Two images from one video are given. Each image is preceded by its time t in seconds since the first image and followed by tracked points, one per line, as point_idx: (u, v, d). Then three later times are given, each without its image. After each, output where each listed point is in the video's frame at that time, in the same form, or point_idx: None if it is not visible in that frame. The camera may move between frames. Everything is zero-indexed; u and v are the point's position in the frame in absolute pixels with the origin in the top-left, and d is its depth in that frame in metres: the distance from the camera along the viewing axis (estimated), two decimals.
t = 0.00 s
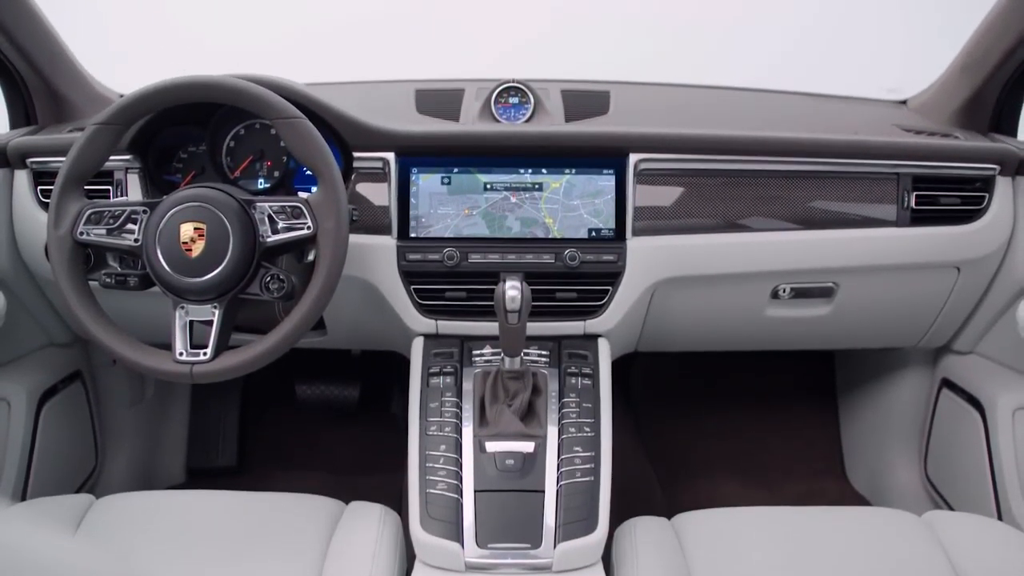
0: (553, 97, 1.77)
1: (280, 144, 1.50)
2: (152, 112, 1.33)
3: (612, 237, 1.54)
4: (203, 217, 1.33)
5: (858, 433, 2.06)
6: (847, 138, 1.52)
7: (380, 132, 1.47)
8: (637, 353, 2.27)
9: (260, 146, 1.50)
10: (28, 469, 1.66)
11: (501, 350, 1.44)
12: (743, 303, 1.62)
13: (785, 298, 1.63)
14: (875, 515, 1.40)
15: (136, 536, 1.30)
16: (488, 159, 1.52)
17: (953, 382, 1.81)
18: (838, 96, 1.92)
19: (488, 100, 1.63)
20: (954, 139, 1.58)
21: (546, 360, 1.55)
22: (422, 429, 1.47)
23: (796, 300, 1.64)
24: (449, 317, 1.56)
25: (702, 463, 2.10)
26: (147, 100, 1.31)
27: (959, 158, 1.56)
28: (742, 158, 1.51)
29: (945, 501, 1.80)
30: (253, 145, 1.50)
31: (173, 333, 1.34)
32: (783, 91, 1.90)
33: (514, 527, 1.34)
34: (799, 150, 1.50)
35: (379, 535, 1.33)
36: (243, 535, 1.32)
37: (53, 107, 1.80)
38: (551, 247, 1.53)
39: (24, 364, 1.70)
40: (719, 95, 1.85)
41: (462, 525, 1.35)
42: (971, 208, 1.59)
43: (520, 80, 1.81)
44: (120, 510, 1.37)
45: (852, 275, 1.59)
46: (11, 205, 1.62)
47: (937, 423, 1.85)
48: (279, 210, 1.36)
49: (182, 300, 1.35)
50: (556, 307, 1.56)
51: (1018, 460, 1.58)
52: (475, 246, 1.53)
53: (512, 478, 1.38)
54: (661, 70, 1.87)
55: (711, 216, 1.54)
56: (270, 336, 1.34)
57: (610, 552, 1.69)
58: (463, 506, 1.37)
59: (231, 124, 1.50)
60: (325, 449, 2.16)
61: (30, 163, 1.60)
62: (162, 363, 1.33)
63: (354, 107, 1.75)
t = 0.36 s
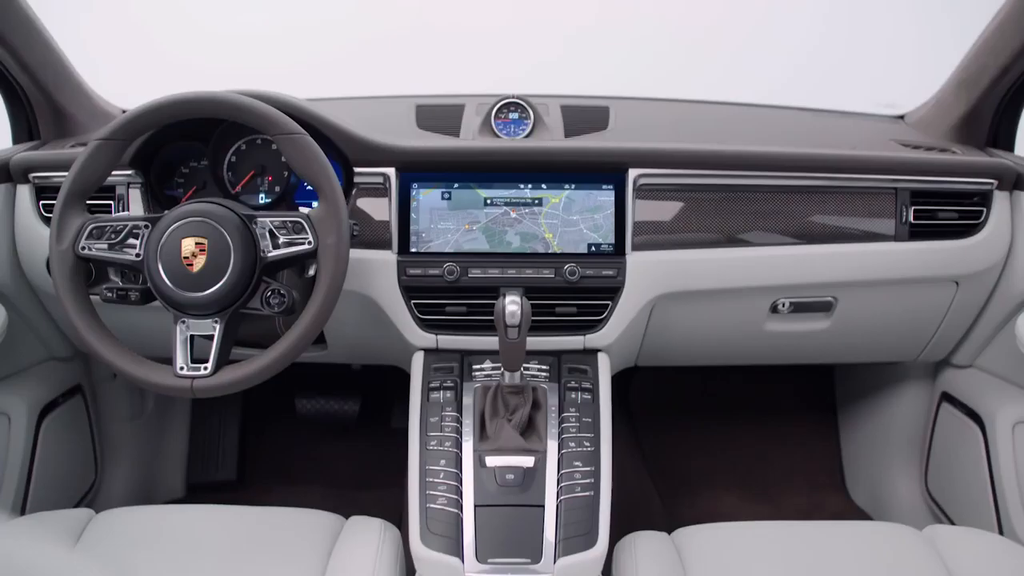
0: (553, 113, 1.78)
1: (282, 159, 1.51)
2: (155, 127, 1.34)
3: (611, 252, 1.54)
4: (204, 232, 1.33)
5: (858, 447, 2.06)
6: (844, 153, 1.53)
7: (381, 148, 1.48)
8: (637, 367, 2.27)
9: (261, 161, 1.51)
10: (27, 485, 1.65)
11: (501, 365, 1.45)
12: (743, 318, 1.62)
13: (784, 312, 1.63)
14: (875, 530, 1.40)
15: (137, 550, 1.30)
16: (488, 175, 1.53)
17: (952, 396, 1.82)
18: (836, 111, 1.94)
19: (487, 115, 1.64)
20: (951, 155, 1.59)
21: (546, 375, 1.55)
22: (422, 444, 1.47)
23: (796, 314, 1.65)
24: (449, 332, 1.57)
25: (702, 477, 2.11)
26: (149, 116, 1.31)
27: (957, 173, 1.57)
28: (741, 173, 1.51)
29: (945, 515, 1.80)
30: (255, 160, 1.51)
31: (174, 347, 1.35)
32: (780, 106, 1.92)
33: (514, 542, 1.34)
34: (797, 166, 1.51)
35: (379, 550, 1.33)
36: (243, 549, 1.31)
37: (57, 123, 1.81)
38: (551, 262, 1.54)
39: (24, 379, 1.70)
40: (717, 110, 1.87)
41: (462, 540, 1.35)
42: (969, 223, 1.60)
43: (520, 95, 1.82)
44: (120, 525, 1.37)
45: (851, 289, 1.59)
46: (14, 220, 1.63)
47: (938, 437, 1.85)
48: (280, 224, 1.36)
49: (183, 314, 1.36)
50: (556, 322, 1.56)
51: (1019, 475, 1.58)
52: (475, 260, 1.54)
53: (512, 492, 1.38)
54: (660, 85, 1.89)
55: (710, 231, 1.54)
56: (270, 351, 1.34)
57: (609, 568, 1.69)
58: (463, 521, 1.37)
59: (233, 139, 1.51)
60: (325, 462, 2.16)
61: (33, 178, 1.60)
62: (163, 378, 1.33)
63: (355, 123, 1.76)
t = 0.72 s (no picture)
0: (553, 127, 1.79)
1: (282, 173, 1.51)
2: (156, 142, 1.34)
3: (611, 266, 1.55)
4: (205, 246, 1.33)
5: (858, 460, 2.06)
6: (842, 168, 1.53)
7: (382, 163, 1.49)
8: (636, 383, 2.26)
9: (262, 175, 1.51)
10: (27, 499, 1.65)
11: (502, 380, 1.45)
12: (742, 332, 1.62)
13: (783, 326, 1.64)
14: (875, 544, 1.40)
15: (137, 564, 1.30)
16: (488, 190, 1.54)
17: (952, 410, 1.82)
18: (834, 126, 1.95)
19: (487, 130, 1.65)
20: (949, 169, 1.60)
21: (546, 390, 1.55)
22: (422, 458, 1.47)
23: (796, 328, 1.65)
24: (449, 346, 1.57)
25: (702, 491, 2.11)
26: (151, 131, 1.32)
27: (955, 188, 1.57)
28: (740, 188, 1.52)
29: (946, 529, 1.80)
30: (256, 174, 1.51)
31: (174, 361, 1.35)
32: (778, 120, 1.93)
33: (514, 556, 1.34)
34: (796, 180, 1.52)
35: (379, 563, 1.32)
36: (243, 562, 1.31)
37: (58, 137, 1.82)
38: (551, 276, 1.54)
39: (25, 394, 1.70)
40: (715, 125, 1.88)
41: (462, 555, 1.35)
42: (967, 237, 1.60)
43: (520, 111, 1.84)
44: (119, 539, 1.37)
45: (850, 303, 1.60)
46: (15, 234, 1.64)
47: (938, 451, 1.85)
48: (281, 239, 1.36)
49: (183, 328, 1.36)
50: (556, 336, 1.57)
51: (1019, 488, 1.58)
52: (475, 275, 1.54)
53: (512, 506, 1.39)
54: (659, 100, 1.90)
55: (710, 246, 1.55)
56: (271, 365, 1.34)
57: None
58: (463, 536, 1.37)
59: (234, 153, 1.51)
60: (324, 476, 2.16)
61: (35, 193, 1.61)
62: (164, 392, 1.33)
63: (356, 137, 1.77)
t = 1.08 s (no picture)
0: (552, 141, 1.80)
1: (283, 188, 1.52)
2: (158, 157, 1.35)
3: (611, 280, 1.55)
4: (206, 260, 1.34)
5: (859, 473, 2.06)
6: (841, 183, 1.54)
7: (382, 178, 1.50)
8: (636, 396, 2.27)
9: (263, 190, 1.52)
10: (26, 512, 1.65)
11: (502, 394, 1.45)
12: (742, 346, 1.63)
13: (783, 340, 1.64)
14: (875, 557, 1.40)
15: None
16: (488, 204, 1.54)
17: (952, 423, 1.82)
18: (832, 139, 1.97)
19: (488, 145, 1.66)
20: (947, 183, 1.61)
21: (546, 403, 1.56)
22: (422, 472, 1.48)
23: (796, 342, 1.65)
24: (449, 360, 1.57)
25: (703, 505, 2.10)
26: (153, 145, 1.32)
27: (953, 202, 1.58)
28: (740, 202, 1.53)
29: (947, 543, 1.80)
30: (257, 189, 1.52)
31: (175, 375, 1.35)
32: (777, 134, 1.95)
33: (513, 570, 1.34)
34: (795, 194, 1.53)
35: None
36: None
37: (59, 151, 1.82)
38: (551, 290, 1.55)
39: (25, 407, 1.71)
40: (714, 140, 1.90)
41: (462, 569, 1.36)
42: (965, 250, 1.61)
43: (520, 125, 1.85)
44: (118, 553, 1.36)
45: (850, 317, 1.60)
46: (16, 248, 1.64)
47: (938, 464, 1.85)
48: (282, 253, 1.36)
49: (184, 342, 1.36)
50: (556, 350, 1.57)
51: (1020, 502, 1.58)
52: (475, 289, 1.55)
53: (512, 520, 1.39)
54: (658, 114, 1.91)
55: (709, 259, 1.55)
56: (271, 379, 1.34)
57: None
58: (463, 550, 1.37)
59: (235, 169, 1.52)
60: (324, 489, 2.16)
61: (37, 207, 1.62)
62: (164, 405, 1.32)
63: (357, 152, 1.78)
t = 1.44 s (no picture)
0: (552, 155, 1.82)
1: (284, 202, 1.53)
2: (159, 171, 1.35)
3: (611, 294, 1.56)
4: (207, 273, 1.34)
5: (860, 486, 2.06)
6: (839, 196, 1.55)
7: (383, 191, 1.51)
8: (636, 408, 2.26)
9: (264, 203, 1.53)
10: (25, 525, 1.65)
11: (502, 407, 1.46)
12: (742, 359, 1.63)
13: (783, 352, 1.64)
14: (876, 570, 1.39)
15: None
16: (488, 218, 1.55)
17: (952, 435, 1.82)
18: (829, 153, 1.98)
19: (488, 158, 1.67)
20: (945, 197, 1.62)
21: (546, 416, 1.55)
22: (422, 485, 1.48)
23: (795, 355, 1.66)
24: (449, 373, 1.58)
25: (703, 518, 2.10)
26: (155, 159, 1.32)
27: (951, 216, 1.59)
28: (739, 216, 1.53)
29: (948, 556, 1.79)
30: (258, 203, 1.53)
31: (176, 388, 1.35)
32: (775, 148, 1.96)
33: None
34: (794, 208, 1.53)
35: None
36: None
37: (60, 163, 1.83)
38: (550, 303, 1.55)
39: (26, 420, 1.71)
40: (713, 153, 1.91)
41: None
42: (964, 263, 1.61)
43: (520, 139, 1.86)
44: (118, 566, 1.36)
45: (849, 329, 1.60)
46: (18, 261, 1.65)
47: (939, 477, 1.85)
48: (283, 267, 1.36)
49: (185, 355, 1.36)
50: (556, 363, 1.57)
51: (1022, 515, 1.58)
52: (475, 302, 1.55)
53: (512, 534, 1.39)
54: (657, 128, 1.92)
55: (708, 272, 1.56)
56: (271, 392, 1.34)
57: None
58: (463, 563, 1.38)
59: (237, 183, 1.53)
60: (324, 502, 2.15)
61: (38, 220, 1.62)
62: (164, 419, 1.32)
63: (357, 165, 1.79)
